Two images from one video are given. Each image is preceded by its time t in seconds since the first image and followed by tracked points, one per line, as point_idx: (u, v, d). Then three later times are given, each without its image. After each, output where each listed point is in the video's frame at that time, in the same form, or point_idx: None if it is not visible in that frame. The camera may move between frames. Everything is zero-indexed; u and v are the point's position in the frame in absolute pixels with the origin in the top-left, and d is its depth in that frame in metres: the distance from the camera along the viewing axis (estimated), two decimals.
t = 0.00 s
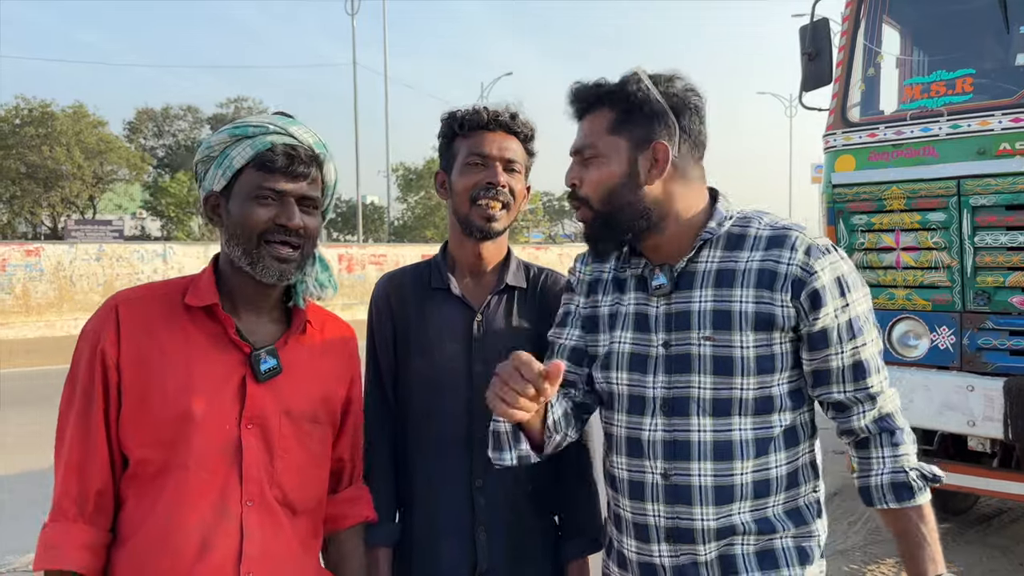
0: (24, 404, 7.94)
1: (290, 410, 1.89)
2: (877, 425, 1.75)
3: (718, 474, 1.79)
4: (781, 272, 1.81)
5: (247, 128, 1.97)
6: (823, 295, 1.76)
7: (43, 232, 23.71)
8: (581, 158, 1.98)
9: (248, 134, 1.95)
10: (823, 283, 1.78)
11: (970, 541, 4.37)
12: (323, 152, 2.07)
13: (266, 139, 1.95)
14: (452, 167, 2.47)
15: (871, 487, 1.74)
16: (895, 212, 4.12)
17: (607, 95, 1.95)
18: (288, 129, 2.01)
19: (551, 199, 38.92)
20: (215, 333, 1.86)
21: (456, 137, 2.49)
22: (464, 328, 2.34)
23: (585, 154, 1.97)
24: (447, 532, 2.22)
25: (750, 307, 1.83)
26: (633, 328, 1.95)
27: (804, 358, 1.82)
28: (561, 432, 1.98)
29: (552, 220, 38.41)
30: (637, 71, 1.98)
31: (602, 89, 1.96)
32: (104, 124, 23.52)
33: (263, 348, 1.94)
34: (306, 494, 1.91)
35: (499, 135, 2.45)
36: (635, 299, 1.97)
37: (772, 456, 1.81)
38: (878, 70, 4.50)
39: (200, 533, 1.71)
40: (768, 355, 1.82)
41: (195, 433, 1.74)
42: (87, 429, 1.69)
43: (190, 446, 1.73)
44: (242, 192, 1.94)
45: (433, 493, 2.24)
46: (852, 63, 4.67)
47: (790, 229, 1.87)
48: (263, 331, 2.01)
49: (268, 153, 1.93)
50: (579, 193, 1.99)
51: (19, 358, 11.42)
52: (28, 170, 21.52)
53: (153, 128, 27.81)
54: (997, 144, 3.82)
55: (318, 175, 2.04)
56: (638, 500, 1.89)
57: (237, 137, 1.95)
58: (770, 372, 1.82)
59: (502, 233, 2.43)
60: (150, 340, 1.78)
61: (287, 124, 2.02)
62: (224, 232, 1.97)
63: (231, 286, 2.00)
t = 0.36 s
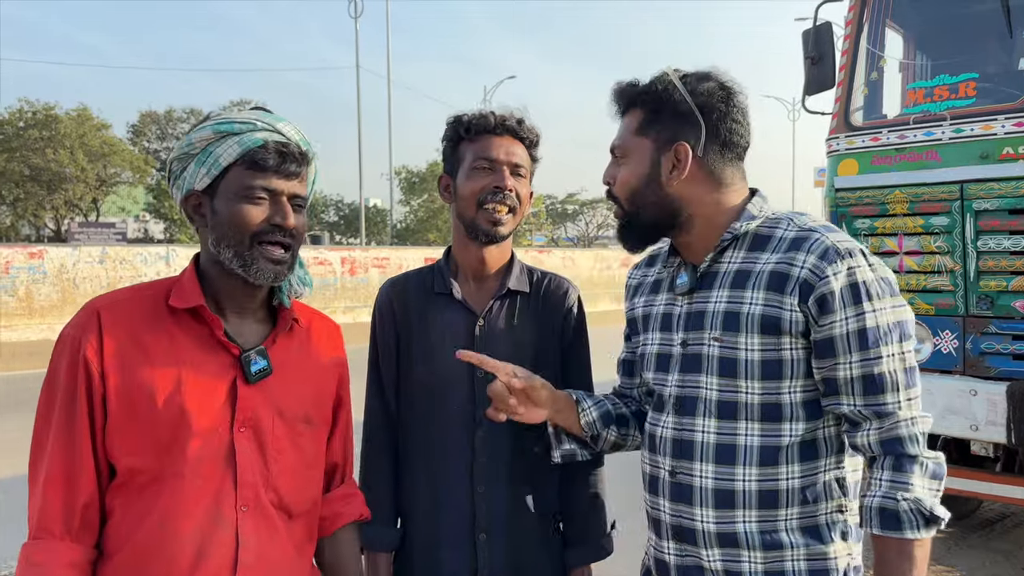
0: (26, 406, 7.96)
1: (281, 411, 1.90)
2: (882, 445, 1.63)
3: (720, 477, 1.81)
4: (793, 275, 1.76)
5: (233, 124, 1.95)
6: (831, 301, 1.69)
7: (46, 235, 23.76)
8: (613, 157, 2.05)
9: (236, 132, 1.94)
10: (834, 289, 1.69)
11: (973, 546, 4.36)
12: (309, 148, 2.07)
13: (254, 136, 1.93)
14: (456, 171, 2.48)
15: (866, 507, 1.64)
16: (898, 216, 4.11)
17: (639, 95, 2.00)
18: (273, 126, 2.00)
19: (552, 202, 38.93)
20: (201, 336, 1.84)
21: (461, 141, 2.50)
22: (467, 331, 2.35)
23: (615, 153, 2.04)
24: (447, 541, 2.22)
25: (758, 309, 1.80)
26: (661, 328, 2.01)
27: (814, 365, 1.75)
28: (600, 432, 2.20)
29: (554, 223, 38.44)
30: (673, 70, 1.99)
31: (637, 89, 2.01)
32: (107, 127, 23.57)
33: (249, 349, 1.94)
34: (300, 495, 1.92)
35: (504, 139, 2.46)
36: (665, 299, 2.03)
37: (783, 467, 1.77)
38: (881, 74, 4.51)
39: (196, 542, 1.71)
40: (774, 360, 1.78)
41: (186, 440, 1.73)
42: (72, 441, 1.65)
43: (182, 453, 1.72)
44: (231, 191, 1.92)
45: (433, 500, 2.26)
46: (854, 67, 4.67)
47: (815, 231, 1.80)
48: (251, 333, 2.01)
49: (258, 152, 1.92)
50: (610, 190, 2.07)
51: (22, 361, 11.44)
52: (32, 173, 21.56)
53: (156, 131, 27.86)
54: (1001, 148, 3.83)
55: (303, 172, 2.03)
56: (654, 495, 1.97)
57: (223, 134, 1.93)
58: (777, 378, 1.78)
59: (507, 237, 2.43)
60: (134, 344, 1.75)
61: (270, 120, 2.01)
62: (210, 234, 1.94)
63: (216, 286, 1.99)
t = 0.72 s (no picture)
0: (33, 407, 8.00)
1: (274, 414, 1.92)
2: (893, 448, 1.59)
3: (744, 478, 1.80)
4: (807, 274, 1.76)
5: (233, 123, 1.95)
6: (841, 299, 1.67)
7: (51, 237, 23.83)
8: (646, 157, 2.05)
9: (237, 130, 1.94)
10: (845, 286, 1.67)
11: (977, 549, 4.35)
12: (305, 153, 2.09)
13: (256, 137, 1.95)
14: (463, 172, 2.47)
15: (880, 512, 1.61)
16: (900, 219, 4.12)
17: (675, 96, 1.99)
18: (272, 128, 2.01)
19: (555, 205, 38.94)
20: (187, 341, 1.84)
21: (468, 140, 2.48)
22: (467, 332, 2.35)
23: (647, 153, 2.04)
24: (449, 543, 2.22)
25: (773, 310, 1.80)
26: (691, 331, 2.03)
27: (831, 366, 1.73)
28: (612, 358, 2.27)
29: (557, 225, 38.46)
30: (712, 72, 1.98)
31: (672, 90, 2.00)
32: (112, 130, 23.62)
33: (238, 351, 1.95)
34: (293, 495, 1.94)
35: (511, 143, 2.47)
36: (698, 303, 2.05)
37: (808, 470, 1.75)
38: (884, 77, 4.51)
39: (197, 553, 1.71)
40: (790, 360, 1.77)
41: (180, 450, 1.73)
42: (59, 458, 1.63)
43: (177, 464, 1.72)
44: (233, 194, 1.92)
45: (434, 501, 2.26)
46: (857, 70, 4.67)
47: (835, 229, 1.78)
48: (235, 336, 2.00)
49: (261, 155, 1.93)
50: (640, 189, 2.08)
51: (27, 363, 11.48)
52: (36, 175, 21.62)
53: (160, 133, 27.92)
54: (1003, 151, 3.82)
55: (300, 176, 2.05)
56: (687, 498, 1.98)
57: (223, 132, 1.92)
58: (793, 378, 1.77)
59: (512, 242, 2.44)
60: (118, 353, 1.72)
61: (271, 122, 2.03)
62: (206, 234, 1.92)
63: (202, 289, 1.98)
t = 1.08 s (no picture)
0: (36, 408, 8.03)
1: (260, 414, 1.90)
2: (924, 456, 1.59)
3: (755, 480, 1.81)
4: (834, 277, 1.74)
5: (225, 129, 1.93)
6: (871, 305, 1.66)
7: (53, 238, 23.87)
8: (667, 152, 2.03)
9: (228, 137, 1.93)
10: (875, 292, 1.65)
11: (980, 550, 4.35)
12: (292, 158, 2.09)
13: (247, 145, 1.95)
14: (463, 172, 2.47)
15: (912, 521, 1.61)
16: (903, 219, 4.12)
17: (700, 89, 1.99)
18: (262, 134, 2.02)
19: (557, 205, 38.96)
20: (170, 346, 1.80)
21: (468, 140, 2.48)
22: (468, 332, 2.35)
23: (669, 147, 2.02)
24: (457, 539, 2.23)
25: (797, 313, 1.78)
26: (706, 331, 2.02)
27: (854, 371, 1.72)
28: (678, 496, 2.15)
29: (558, 226, 38.48)
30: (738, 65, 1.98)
31: (699, 83, 2.00)
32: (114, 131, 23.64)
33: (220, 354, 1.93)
34: (282, 496, 1.93)
35: (512, 143, 2.47)
36: (711, 304, 2.04)
37: (822, 472, 1.74)
38: (886, 78, 4.51)
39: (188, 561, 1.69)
40: (811, 363, 1.76)
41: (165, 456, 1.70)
42: (36, 471, 1.58)
43: (163, 470, 1.69)
44: (223, 201, 1.91)
45: (439, 502, 2.27)
46: (859, 71, 4.68)
47: (861, 235, 1.76)
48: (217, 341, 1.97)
49: (253, 164, 1.94)
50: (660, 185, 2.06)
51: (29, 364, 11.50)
52: (38, 176, 21.65)
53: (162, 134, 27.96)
54: (1006, 152, 3.83)
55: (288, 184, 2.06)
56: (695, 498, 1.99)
57: (214, 138, 1.91)
58: (814, 382, 1.75)
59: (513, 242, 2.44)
60: (98, 360, 1.69)
61: (260, 127, 2.03)
62: (196, 242, 1.89)
63: (181, 293, 1.94)
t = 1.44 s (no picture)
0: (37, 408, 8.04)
1: (246, 414, 1.88)
2: (948, 452, 1.62)
3: (781, 480, 1.76)
4: (864, 278, 1.74)
5: (224, 125, 1.93)
6: (902, 305, 1.68)
7: (54, 238, 23.87)
8: (748, 138, 1.85)
9: (227, 133, 1.92)
10: (905, 293, 1.68)
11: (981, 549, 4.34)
12: (280, 154, 2.09)
13: (244, 141, 1.95)
14: (464, 172, 2.47)
15: (932, 516, 1.64)
16: (903, 219, 4.11)
17: (770, 77, 1.87)
18: (254, 131, 2.01)
19: (558, 204, 38.96)
20: (157, 347, 1.77)
21: (469, 139, 2.48)
22: (468, 331, 2.35)
23: (758, 133, 1.84)
24: (454, 543, 2.23)
25: (828, 311, 1.77)
26: (716, 329, 1.95)
27: (881, 369, 1.73)
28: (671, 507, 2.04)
29: (559, 225, 38.48)
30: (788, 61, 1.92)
31: (764, 70, 1.87)
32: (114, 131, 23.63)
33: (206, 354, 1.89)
34: (269, 495, 1.91)
35: (514, 142, 2.47)
36: (721, 300, 1.97)
37: (844, 468, 1.73)
38: (887, 77, 4.50)
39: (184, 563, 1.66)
40: (842, 363, 1.75)
41: (157, 458, 1.67)
42: (23, 480, 1.52)
43: (156, 472, 1.66)
44: (223, 195, 1.89)
45: (439, 500, 2.26)
46: (859, 70, 4.68)
47: (881, 236, 1.79)
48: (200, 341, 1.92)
49: (252, 159, 1.95)
50: (741, 173, 1.85)
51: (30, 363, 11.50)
52: (38, 176, 21.64)
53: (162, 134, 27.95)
54: (1007, 151, 3.83)
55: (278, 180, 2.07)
56: (707, 499, 1.91)
57: (214, 134, 1.90)
58: (843, 380, 1.75)
59: (513, 242, 2.45)
60: (84, 363, 1.64)
61: (251, 125, 2.02)
62: (198, 237, 1.86)
63: (169, 290, 1.89)
